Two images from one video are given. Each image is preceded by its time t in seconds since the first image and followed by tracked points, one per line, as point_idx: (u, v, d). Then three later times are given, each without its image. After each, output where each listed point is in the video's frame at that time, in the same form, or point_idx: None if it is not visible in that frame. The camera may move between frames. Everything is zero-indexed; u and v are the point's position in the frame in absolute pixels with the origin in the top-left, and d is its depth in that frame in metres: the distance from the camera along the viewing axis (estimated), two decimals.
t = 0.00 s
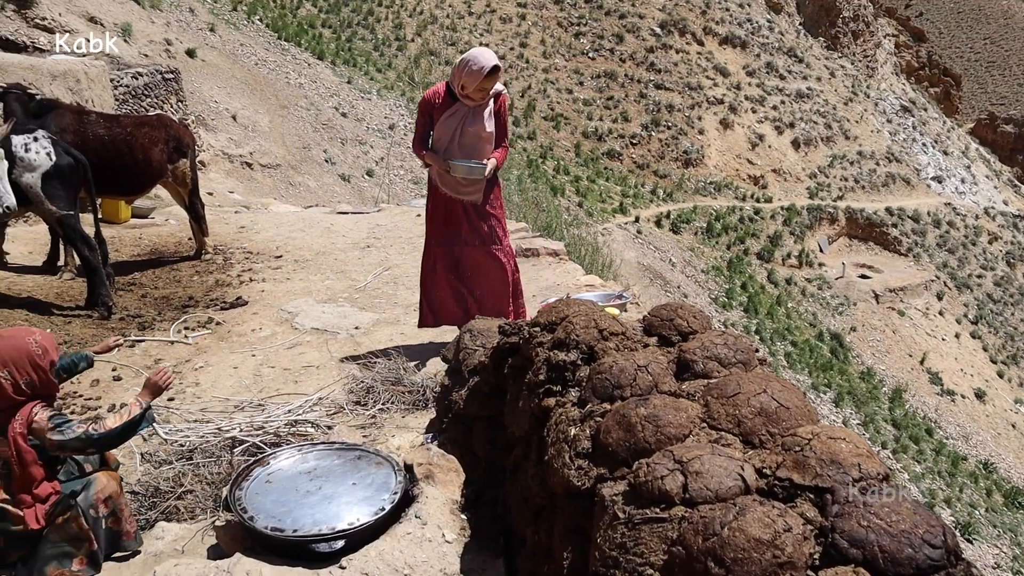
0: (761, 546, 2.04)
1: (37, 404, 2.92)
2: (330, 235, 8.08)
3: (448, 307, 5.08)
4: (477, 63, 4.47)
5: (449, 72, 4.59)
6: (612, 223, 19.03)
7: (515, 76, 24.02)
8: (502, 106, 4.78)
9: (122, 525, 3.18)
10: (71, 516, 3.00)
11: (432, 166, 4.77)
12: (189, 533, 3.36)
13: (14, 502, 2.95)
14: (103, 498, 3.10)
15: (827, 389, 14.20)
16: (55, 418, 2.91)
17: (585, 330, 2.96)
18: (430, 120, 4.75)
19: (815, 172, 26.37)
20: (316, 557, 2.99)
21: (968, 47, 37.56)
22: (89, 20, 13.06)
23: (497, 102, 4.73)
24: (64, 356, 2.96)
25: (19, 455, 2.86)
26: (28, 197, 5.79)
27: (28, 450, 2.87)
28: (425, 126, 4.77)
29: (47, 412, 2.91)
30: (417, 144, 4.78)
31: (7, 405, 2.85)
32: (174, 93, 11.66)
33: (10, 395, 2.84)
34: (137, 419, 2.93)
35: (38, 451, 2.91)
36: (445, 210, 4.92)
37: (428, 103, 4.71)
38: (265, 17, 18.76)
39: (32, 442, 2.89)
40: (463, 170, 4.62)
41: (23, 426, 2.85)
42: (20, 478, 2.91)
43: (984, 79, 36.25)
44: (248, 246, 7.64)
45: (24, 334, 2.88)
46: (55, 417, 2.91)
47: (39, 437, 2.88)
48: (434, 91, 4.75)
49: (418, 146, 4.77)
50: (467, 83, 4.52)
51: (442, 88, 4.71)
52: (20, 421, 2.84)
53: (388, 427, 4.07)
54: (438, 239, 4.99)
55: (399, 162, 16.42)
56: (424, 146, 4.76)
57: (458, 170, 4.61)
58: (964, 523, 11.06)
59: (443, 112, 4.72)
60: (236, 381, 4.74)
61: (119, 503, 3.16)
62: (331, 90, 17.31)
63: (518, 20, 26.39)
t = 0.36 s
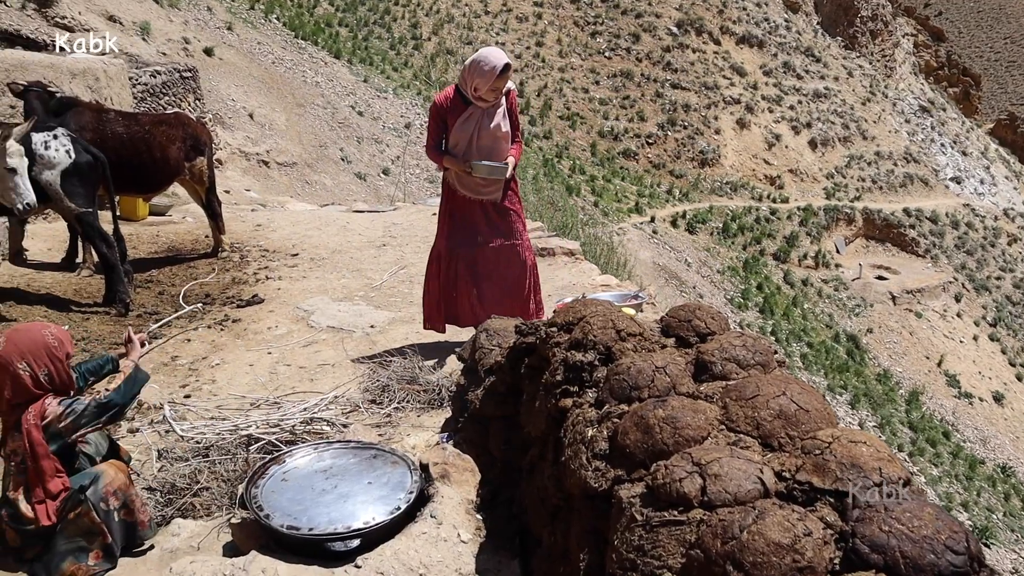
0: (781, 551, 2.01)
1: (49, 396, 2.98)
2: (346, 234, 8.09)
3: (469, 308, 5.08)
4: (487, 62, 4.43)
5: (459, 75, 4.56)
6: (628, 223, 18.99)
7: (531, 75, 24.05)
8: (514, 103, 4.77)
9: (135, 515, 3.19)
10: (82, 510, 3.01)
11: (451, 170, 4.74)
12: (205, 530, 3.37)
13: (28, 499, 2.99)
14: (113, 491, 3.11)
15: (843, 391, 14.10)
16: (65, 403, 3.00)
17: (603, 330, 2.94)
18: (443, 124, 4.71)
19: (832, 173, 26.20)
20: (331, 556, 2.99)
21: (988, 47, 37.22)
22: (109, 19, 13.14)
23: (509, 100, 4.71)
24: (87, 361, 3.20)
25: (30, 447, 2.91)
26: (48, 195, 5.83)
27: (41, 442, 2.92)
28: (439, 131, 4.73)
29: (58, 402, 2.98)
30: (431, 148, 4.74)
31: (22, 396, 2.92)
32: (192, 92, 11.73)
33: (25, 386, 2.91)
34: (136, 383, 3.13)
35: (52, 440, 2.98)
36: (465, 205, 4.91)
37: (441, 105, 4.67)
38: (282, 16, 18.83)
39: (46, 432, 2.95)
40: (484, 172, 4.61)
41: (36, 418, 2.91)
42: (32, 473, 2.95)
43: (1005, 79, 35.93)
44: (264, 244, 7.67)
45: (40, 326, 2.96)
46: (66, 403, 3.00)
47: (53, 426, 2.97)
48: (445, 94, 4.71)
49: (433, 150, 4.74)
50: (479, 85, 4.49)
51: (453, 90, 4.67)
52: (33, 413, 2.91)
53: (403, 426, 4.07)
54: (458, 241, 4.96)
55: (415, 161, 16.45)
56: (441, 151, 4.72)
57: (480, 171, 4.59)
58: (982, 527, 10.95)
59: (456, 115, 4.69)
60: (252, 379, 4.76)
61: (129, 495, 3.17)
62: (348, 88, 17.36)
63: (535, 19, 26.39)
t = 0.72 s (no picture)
0: (802, 556, 1.99)
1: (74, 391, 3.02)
2: (363, 233, 8.11)
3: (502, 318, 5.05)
4: (544, 102, 4.29)
5: (511, 107, 4.40)
6: (644, 223, 18.92)
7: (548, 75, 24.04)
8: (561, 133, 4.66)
9: (158, 517, 3.20)
10: (107, 508, 3.02)
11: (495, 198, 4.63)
12: (222, 527, 3.38)
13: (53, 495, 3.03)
14: (139, 492, 3.12)
15: (861, 393, 13.98)
16: (88, 400, 3.02)
17: (621, 331, 2.92)
18: (489, 148, 4.57)
19: (850, 173, 26.01)
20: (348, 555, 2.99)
21: (1010, 46, 36.75)
22: (129, 19, 13.21)
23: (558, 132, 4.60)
24: (109, 359, 3.32)
25: (54, 442, 2.93)
26: (69, 193, 5.88)
27: (64, 437, 2.94)
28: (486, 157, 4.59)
29: (81, 398, 3.01)
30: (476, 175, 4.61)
31: (46, 389, 2.97)
32: (210, 91, 11.81)
33: (50, 379, 2.96)
34: (157, 388, 3.14)
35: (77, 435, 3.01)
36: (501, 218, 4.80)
37: (488, 133, 4.52)
38: (300, 15, 18.89)
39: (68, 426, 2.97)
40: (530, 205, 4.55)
41: (59, 412, 2.94)
42: (56, 468, 2.97)
43: None
44: (281, 242, 7.70)
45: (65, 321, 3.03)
46: (89, 400, 3.02)
47: (77, 423, 3.00)
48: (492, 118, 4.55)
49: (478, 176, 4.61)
50: (532, 123, 4.35)
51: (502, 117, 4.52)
52: (56, 407, 2.94)
53: (420, 425, 4.07)
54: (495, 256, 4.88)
55: (432, 160, 16.47)
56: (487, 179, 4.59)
57: (524, 202, 4.54)
58: (1002, 532, 10.81)
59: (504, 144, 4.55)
60: (269, 377, 4.78)
61: (154, 496, 3.18)
62: (365, 87, 17.40)
63: (552, 18, 26.37)
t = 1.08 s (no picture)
0: (820, 560, 1.97)
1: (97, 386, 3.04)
2: (377, 232, 8.13)
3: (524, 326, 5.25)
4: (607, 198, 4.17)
5: (575, 185, 4.23)
6: (659, 223, 18.87)
7: (563, 75, 24.04)
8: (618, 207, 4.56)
9: (177, 519, 3.21)
10: (127, 507, 3.06)
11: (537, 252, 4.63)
12: (237, 525, 3.39)
13: (74, 491, 3.03)
14: (159, 492, 3.14)
15: (877, 395, 13.87)
16: (110, 388, 3.07)
17: (636, 332, 2.90)
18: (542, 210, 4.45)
19: (867, 173, 25.82)
20: (362, 554, 2.99)
21: None
22: (146, 19, 13.29)
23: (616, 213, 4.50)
24: (118, 362, 3.28)
25: (81, 435, 2.94)
26: (86, 192, 5.91)
27: (90, 429, 2.95)
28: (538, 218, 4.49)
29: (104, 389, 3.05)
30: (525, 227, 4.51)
31: (74, 386, 2.96)
32: (226, 90, 11.88)
33: (80, 375, 2.96)
34: (179, 365, 3.19)
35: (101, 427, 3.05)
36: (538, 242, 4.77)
37: (547, 195, 4.35)
38: (316, 15, 18.95)
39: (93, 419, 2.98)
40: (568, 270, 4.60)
41: (85, 405, 2.96)
42: (80, 462, 2.98)
43: None
44: (296, 241, 7.73)
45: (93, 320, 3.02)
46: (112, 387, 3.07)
47: (100, 412, 3.05)
48: (555, 175, 4.37)
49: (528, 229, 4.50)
50: (589, 213, 4.23)
51: (566, 181, 4.33)
52: (82, 401, 2.95)
53: (434, 425, 4.07)
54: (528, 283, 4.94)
55: (447, 160, 16.49)
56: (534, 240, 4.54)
57: (565, 267, 4.54)
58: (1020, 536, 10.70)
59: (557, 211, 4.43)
60: (284, 375, 4.79)
61: (174, 499, 3.20)
62: (380, 87, 17.44)
63: (567, 18, 26.36)
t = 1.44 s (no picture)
0: (835, 564, 1.96)
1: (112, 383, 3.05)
2: (389, 232, 8.14)
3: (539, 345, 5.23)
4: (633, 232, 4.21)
5: (604, 218, 4.26)
6: (671, 223, 18.83)
7: (575, 75, 24.03)
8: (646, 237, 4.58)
9: (192, 518, 3.24)
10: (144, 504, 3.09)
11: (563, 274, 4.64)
12: (249, 524, 3.40)
13: (91, 488, 3.05)
14: (175, 491, 3.17)
15: (889, 397, 13.77)
16: (123, 382, 3.08)
17: (649, 333, 2.89)
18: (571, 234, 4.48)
19: (880, 174, 25.69)
20: (374, 553, 2.99)
21: None
22: (160, 19, 13.36)
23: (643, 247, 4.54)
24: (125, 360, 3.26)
25: (98, 431, 2.96)
26: (100, 190, 5.95)
27: (107, 424, 2.98)
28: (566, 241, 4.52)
29: (119, 383, 3.07)
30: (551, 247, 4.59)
31: (92, 381, 2.97)
32: (240, 90, 11.95)
33: (100, 371, 2.98)
34: (190, 364, 3.22)
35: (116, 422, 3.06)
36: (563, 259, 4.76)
37: (576, 223, 4.40)
38: (328, 15, 19.00)
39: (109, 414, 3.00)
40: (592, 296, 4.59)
41: (102, 401, 2.98)
42: (98, 458, 3.00)
43: None
44: (308, 240, 7.75)
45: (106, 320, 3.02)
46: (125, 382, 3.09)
47: (117, 408, 3.06)
48: (585, 202, 4.41)
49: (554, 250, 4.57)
50: (618, 242, 4.26)
51: (596, 209, 4.36)
52: (98, 396, 2.96)
53: (445, 424, 4.06)
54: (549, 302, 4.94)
55: (459, 159, 16.51)
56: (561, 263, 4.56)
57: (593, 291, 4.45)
58: None
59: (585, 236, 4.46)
60: (296, 374, 4.80)
61: (190, 499, 3.22)
62: (392, 86, 17.47)
63: (579, 18, 26.34)
